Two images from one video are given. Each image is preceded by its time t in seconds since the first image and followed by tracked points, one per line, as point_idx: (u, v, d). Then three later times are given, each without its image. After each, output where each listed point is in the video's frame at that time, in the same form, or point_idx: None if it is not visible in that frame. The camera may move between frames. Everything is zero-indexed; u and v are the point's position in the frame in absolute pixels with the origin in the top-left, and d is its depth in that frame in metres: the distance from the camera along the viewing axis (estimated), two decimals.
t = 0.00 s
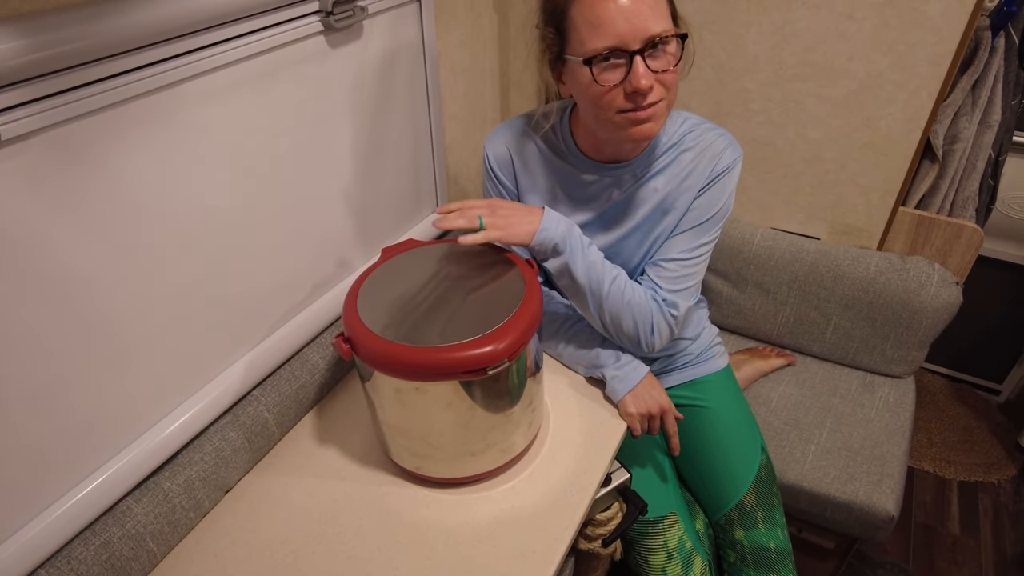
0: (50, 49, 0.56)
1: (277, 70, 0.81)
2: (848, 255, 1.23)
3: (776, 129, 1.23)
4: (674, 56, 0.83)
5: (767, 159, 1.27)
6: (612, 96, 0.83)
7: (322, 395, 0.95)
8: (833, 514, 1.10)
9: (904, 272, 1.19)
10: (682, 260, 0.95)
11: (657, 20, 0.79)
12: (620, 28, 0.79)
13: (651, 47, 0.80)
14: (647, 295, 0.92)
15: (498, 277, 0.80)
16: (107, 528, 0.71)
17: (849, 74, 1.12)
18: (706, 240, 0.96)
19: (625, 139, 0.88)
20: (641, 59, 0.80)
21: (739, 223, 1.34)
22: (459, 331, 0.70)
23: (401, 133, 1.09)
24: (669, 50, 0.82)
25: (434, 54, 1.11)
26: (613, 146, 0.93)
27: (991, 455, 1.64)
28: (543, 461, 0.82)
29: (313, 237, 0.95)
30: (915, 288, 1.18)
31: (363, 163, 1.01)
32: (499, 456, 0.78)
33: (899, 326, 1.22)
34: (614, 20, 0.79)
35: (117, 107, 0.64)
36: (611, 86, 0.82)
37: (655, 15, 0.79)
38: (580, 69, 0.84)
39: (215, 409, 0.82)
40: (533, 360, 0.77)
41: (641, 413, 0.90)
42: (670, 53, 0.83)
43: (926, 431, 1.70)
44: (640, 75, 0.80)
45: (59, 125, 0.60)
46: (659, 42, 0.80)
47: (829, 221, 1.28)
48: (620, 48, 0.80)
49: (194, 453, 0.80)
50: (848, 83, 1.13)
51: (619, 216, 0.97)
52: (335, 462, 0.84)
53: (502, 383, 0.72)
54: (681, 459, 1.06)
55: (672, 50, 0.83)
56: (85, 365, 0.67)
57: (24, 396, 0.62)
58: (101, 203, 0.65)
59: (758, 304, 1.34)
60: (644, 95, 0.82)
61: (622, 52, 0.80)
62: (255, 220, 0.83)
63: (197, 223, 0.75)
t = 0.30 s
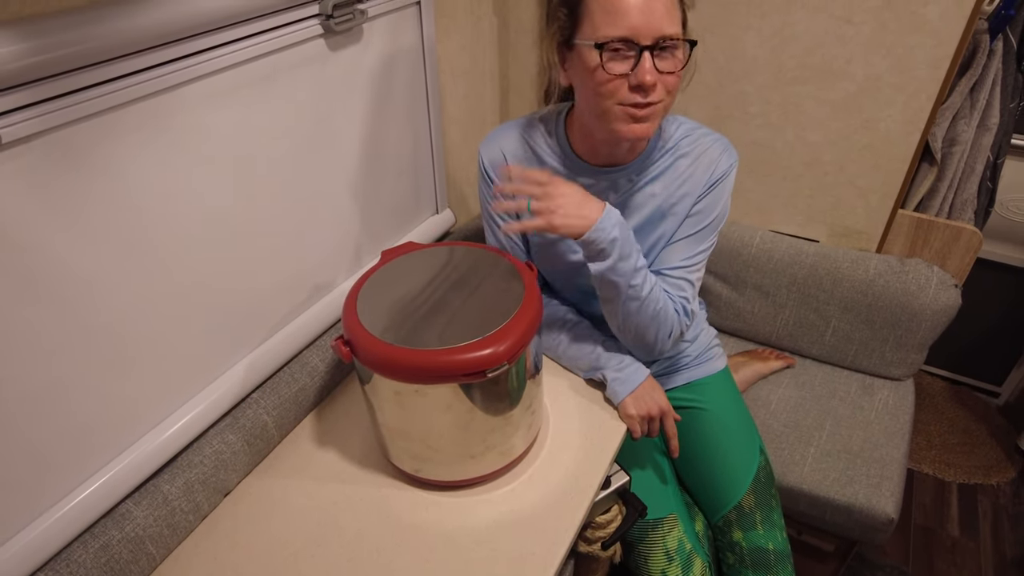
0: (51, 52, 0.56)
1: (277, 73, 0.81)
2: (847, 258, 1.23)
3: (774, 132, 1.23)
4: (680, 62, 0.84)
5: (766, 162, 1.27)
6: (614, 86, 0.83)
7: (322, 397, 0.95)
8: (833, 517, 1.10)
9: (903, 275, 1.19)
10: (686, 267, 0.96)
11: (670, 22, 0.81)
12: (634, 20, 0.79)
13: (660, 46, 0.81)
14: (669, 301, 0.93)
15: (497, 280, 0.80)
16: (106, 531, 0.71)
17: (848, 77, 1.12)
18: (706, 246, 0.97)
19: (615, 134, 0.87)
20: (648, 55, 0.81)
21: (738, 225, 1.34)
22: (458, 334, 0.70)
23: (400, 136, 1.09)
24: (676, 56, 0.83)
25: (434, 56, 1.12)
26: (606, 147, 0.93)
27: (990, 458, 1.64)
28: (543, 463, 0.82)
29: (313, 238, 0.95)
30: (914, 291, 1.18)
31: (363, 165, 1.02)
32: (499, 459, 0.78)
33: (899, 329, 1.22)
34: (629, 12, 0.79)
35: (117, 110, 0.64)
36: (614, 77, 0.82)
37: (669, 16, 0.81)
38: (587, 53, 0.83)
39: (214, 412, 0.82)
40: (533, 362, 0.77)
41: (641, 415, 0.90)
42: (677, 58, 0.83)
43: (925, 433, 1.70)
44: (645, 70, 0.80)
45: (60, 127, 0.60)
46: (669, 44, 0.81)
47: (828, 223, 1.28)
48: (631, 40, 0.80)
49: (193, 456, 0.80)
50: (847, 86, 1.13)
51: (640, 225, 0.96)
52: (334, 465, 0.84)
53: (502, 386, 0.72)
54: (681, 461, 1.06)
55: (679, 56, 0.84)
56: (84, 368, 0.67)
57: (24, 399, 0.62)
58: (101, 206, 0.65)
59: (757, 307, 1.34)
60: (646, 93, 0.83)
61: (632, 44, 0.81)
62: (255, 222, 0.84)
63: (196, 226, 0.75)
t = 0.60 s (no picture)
0: (51, 54, 0.56)
1: (277, 76, 0.81)
2: (847, 260, 1.23)
3: (774, 134, 1.24)
4: (676, 57, 0.84)
5: (766, 165, 1.27)
6: (607, 81, 0.83)
7: (321, 400, 0.95)
8: (833, 519, 1.10)
9: (903, 277, 1.19)
10: (693, 271, 0.97)
11: (662, 16, 0.82)
12: (623, 15, 0.80)
13: (654, 40, 0.82)
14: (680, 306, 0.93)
15: (496, 282, 0.80)
16: (105, 534, 0.71)
17: (846, 80, 1.13)
18: (710, 249, 0.98)
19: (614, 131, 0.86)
20: (640, 48, 0.81)
21: (738, 227, 1.34)
22: (457, 337, 0.70)
23: (400, 138, 1.09)
24: (670, 50, 0.83)
25: (433, 59, 1.12)
26: (611, 147, 0.93)
27: (990, 460, 1.64)
28: (542, 466, 0.82)
29: (313, 241, 0.95)
30: (914, 293, 1.18)
31: (362, 168, 1.02)
32: (498, 462, 0.78)
33: (898, 331, 1.22)
34: (620, 8, 0.81)
35: (117, 112, 0.64)
36: (608, 71, 0.83)
37: (662, 12, 0.81)
38: (579, 50, 0.85)
39: (214, 415, 0.82)
40: (533, 365, 0.77)
41: (641, 418, 0.90)
42: (672, 52, 0.84)
43: (925, 435, 1.70)
44: (637, 62, 0.81)
45: (60, 130, 0.60)
46: (661, 37, 0.82)
47: (827, 226, 1.28)
48: (622, 33, 0.81)
49: (193, 459, 0.79)
50: (846, 88, 1.13)
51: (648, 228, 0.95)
52: (334, 468, 0.84)
53: (501, 389, 0.72)
54: (681, 464, 1.06)
55: (675, 51, 0.84)
56: (85, 370, 0.67)
57: (24, 402, 0.62)
58: (101, 208, 0.65)
59: (757, 309, 1.34)
60: (639, 86, 0.82)
61: (624, 38, 0.81)
62: (254, 224, 0.84)
63: (196, 229, 0.75)
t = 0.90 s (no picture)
0: (52, 58, 0.56)
1: (277, 79, 0.81)
2: (846, 263, 1.23)
3: (774, 137, 1.24)
4: (665, 61, 0.84)
5: (765, 168, 1.28)
6: (596, 87, 0.84)
7: (322, 403, 0.95)
8: (833, 522, 1.10)
9: (902, 280, 1.19)
10: (691, 275, 0.98)
11: (650, 21, 0.82)
12: (610, 22, 0.81)
13: (642, 46, 0.82)
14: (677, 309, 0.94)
15: (497, 285, 0.80)
16: (105, 537, 0.71)
17: (846, 83, 1.13)
18: (706, 254, 0.99)
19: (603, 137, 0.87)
20: (628, 55, 0.82)
21: (738, 230, 1.34)
22: (458, 339, 0.70)
23: (400, 141, 1.09)
24: (658, 55, 0.83)
25: (434, 62, 1.12)
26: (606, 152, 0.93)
27: (990, 462, 1.64)
28: (543, 469, 0.82)
29: (314, 243, 0.95)
30: (914, 296, 1.18)
31: (363, 170, 1.02)
32: (499, 464, 0.78)
33: (898, 334, 1.22)
34: (608, 14, 0.81)
35: (117, 116, 0.64)
36: (595, 77, 0.83)
37: (650, 16, 0.82)
38: (568, 58, 0.86)
39: (214, 418, 0.82)
40: (533, 368, 0.77)
41: (641, 420, 0.90)
42: (661, 56, 0.84)
43: (925, 438, 1.70)
44: (623, 68, 0.81)
45: (62, 133, 0.60)
46: (648, 43, 0.82)
47: (827, 229, 1.28)
48: (609, 40, 0.82)
49: (193, 462, 0.80)
50: (845, 91, 1.14)
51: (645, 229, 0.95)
52: (335, 470, 0.84)
53: (502, 392, 0.72)
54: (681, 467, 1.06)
55: (663, 55, 0.84)
56: (86, 373, 0.67)
57: (25, 405, 0.62)
58: (101, 211, 0.65)
59: (757, 312, 1.34)
60: (627, 92, 0.83)
61: (611, 45, 0.82)
62: (255, 228, 0.84)
63: (196, 232, 0.75)
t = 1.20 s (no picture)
0: (54, 63, 0.57)
1: (277, 83, 0.82)
2: (845, 266, 1.23)
3: (773, 140, 1.24)
4: (662, 61, 0.84)
5: (764, 171, 1.28)
6: (594, 83, 0.84)
7: (322, 406, 0.95)
8: (832, 525, 1.10)
9: (901, 283, 1.19)
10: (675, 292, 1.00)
11: (648, 19, 0.82)
12: (609, 18, 0.82)
13: (640, 43, 0.82)
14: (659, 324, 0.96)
15: (496, 288, 0.80)
16: (105, 540, 0.71)
17: (845, 87, 1.13)
18: (695, 272, 1.00)
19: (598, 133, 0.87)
20: (626, 51, 0.82)
21: (737, 233, 1.34)
22: (458, 342, 0.70)
23: (400, 144, 1.10)
24: (656, 54, 0.84)
25: (433, 65, 1.12)
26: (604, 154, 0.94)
27: (989, 465, 1.64)
28: (542, 472, 0.82)
29: (314, 246, 0.95)
30: (912, 299, 1.18)
31: (362, 174, 1.02)
32: (498, 467, 0.78)
33: (897, 337, 1.22)
34: (607, 9, 0.82)
35: (118, 119, 0.64)
36: (593, 72, 0.84)
37: (648, 15, 0.82)
38: (567, 53, 0.86)
39: (214, 421, 0.82)
40: (533, 372, 0.77)
41: (640, 424, 0.90)
42: (659, 56, 0.84)
43: (924, 441, 1.71)
44: (621, 63, 0.81)
45: (63, 137, 0.60)
46: (647, 40, 0.82)
47: (827, 232, 1.28)
48: (608, 35, 0.82)
49: (193, 465, 0.80)
50: (844, 95, 1.14)
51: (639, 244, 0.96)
52: (334, 473, 0.84)
53: (502, 394, 0.72)
54: (680, 470, 1.06)
55: (661, 55, 0.84)
56: (87, 376, 0.68)
57: (25, 408, 0.62)
58: (102, 215, 0.65)
59: (756, 315, 1.34)
60: (624, 87, 0.83)
61: (610, 41, 0.82)
62: (255, 231, 0.84)
63: (197, 235, 0.76)
